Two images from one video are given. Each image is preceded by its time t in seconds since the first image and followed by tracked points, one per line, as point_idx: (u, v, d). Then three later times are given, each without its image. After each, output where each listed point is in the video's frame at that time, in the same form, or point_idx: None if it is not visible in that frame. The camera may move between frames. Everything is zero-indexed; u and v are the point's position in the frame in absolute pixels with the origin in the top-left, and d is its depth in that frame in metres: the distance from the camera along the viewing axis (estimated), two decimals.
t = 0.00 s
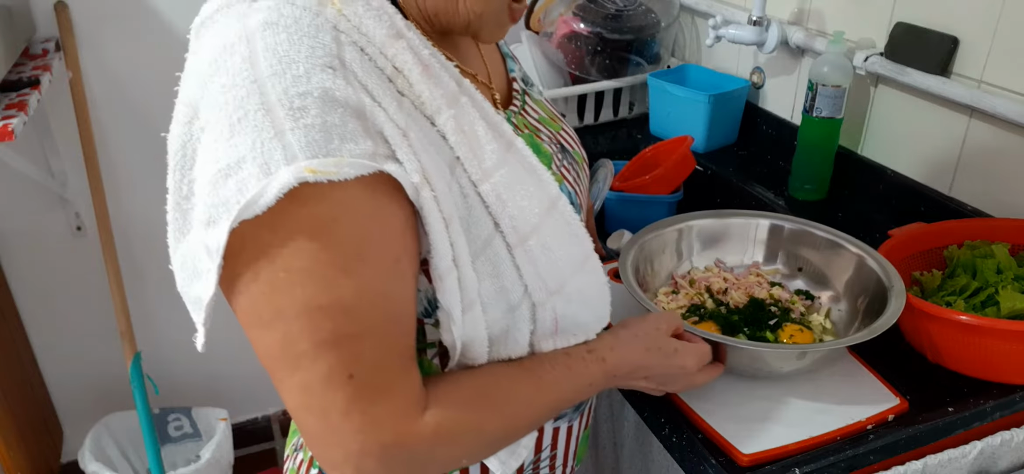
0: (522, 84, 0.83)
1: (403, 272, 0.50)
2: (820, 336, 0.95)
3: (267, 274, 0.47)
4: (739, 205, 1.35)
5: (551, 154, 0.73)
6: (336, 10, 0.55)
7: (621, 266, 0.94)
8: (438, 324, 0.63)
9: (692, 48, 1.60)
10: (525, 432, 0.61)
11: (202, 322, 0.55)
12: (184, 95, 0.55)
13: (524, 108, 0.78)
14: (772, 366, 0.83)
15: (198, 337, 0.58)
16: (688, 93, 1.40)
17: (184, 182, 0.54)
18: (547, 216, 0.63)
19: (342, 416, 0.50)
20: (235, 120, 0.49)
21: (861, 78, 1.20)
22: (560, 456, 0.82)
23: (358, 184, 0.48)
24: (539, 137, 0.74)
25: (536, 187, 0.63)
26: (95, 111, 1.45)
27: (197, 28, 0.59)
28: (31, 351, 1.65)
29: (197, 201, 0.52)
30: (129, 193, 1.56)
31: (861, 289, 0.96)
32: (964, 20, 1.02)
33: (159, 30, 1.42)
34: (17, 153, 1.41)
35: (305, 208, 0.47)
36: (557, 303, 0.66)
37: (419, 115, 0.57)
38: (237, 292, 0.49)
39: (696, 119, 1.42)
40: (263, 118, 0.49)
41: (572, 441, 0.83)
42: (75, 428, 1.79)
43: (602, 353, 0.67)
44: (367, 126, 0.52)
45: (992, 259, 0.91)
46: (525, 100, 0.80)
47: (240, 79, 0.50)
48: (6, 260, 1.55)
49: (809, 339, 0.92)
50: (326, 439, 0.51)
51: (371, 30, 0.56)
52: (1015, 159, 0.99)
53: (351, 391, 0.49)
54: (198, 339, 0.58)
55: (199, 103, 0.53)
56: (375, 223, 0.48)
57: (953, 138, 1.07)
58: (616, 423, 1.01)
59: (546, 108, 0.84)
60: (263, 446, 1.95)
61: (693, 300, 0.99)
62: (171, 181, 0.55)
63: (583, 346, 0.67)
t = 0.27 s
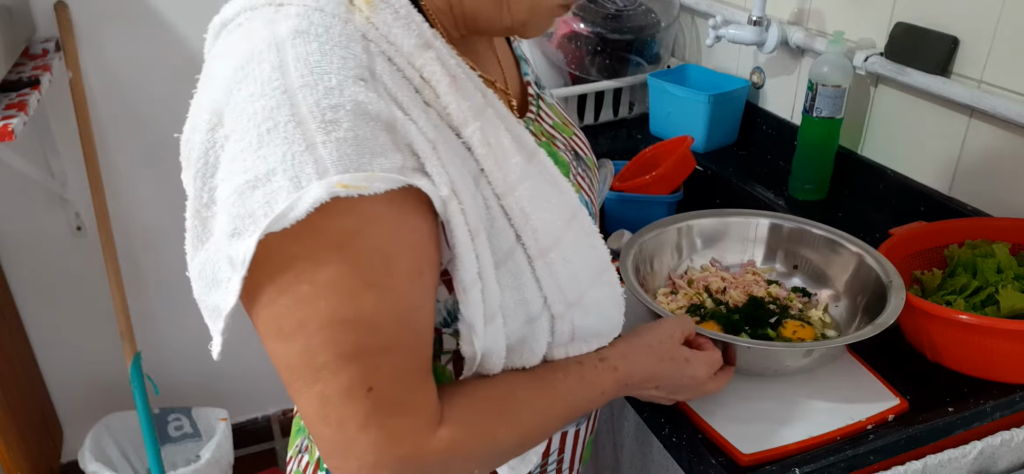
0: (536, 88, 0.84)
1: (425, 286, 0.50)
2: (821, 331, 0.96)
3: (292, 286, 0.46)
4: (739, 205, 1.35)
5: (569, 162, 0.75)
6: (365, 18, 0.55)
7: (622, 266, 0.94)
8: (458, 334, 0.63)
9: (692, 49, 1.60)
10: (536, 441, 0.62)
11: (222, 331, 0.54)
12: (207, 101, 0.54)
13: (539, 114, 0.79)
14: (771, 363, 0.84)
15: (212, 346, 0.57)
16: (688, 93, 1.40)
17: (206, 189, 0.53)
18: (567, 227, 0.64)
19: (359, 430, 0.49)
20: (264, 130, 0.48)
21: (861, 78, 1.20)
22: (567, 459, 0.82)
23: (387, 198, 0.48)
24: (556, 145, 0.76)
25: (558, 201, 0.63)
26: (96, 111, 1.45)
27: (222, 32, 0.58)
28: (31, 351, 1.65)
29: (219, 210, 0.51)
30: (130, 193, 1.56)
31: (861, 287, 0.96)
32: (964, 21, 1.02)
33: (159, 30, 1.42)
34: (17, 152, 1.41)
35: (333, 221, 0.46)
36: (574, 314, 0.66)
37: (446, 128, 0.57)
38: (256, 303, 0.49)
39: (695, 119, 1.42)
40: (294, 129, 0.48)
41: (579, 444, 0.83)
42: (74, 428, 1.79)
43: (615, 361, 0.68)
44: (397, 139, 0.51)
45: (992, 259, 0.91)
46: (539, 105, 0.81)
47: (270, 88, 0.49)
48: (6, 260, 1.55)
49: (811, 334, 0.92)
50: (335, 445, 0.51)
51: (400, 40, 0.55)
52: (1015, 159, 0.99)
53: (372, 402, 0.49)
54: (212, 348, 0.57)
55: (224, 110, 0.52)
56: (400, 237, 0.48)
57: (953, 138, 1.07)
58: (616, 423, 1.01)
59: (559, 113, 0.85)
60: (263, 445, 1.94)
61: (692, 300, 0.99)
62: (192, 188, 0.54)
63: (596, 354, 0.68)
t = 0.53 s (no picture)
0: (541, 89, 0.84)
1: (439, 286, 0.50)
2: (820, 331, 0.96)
3: (309, 282, 0.46)
4: (740, 205, 1.35)
5: (576, 165, 0.76)
6: (383, 18, 0.55)
7: (622, 265, 0.94)
8: (468, 334, 0.64)
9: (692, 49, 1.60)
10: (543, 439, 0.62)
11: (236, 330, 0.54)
12: (224, 96, 0.53)
13: (546, 116, 0.79)
14: (773, 363, 0.84)
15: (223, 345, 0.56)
16: (688, 93, 1.40)
17: (221, 186, 0.53)
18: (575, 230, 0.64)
19: (372, 431, 0.50)
20: (284, 126, 0.48)
21: (861, 78, 1.20)
22: (566, 459, 0.82)
23: (406, 196, 0.48)
24: (564, 148, 0.77)
25: (569, 202, 0.64)
26: (95, 111, 1.45)
27: (236, 27, 0.58)
28: (31, 351, 1.65)
29: (234, 206, 0.51)
30: (130, 193, 1.56)
31: (861, 287, 0.96)
32: (964, 21, 1.02)
33: (158, 29, 1.42)
34: (17, 153, 1.41)
35: (351, 219, 0.46)
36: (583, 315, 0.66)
37: (462, 127, 0.57)
38: (269, 303, 0.49)
39: (696, 119, 1.42)
40: (315, 126, 0.48)
41: (580, 444, 0.83)
42: (75, 428, 1.79)
43: (619, 361, 0.68)
44: (415, 137, 0.51)
45: (992, 259, 0.91)
46: (544, 106, 0.81)
47: (290, 84, 0.49)
48: (6, 260, 1.55)
49: (811, 335, 0.92)
50: (340, 446, 0.51)
51: (416, 40, 0.56)
52: (1015, 159, 0.99)
53: (386, 401, 0.49)
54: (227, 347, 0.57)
55: (242, 106, 0.51)
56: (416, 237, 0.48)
57: (953, 138, 1.07)
58: (616, 422, 1.01)
59: (563, 115, 0.85)
60: (263, 445, 1.95)
61: (692, 300, 0.99)
62: (207, 184, 0.54)
63: (600, 354, 0.68)
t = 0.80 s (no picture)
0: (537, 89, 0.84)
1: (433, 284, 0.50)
2: (820, 331, 0.96)
3: (302, 281, 0.46)
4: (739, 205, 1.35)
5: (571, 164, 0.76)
6: (376, 16, 0.55)
7: (621, 266, 0.94)
8: (462, 332, 0.64)
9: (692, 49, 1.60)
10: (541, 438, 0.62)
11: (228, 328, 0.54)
12: (217, 94, 0.53)
13: (542, 115, 0.79)
14: (769, 363, 0.84)
15: (216, 342, 0.57)
16: (688, 93, 1.40)
17: (214, 183, 0.53)
18: (570, 227, 0.64)
19: (363, 429, 0.49)
20: (276, 124, 0.48)
21: (861, 78, 1.20)
22: (564, 458, 0.82)
23: (399, 194, 0.48)
24: (559, 147, 0.77)
25: (564, 199, 0.64)
26: (96, 111, 1.45)
27: (230, 26, 0.58)
28: (31, 350, 1.65)
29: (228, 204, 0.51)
30: (129, 194, 1.56)
31: (861, 287, 0.96)
32: (964, 20, 1.02)
33: (159, 29, 1.42)
34: (17, 153, 1.41)
35: (344, 217, 0.46)
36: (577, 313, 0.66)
37: (455, 125, 0.57)
38: (262, 301, 0.49)
39: (696, 119, 1.42)
40: (308, 123, 0.48)
41: (576, 444, 0.83)
42: (75, 428, 1.79)
43: (615, 361, 0.68)
44: (408, 135, 0.51)
45: (992, 259, 0.91)
46: (540, 105, 0.81)
47: (283, 82, 0.49)
48: (6, 260, 1.55)
49: (810, 336, 0.92)
50: (339, 446, 0.51)
51: (410, 38, 0.56)
52: (1015, 159, 0.99)
53: (378, 401, 0.49)
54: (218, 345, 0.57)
55: (235, 104, 0.51)
56: (410, 235, 0.48)
57: (953, 138, 1.07)
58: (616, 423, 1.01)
59: (559, 115, 0.86)
60: (263, 445, 1.95)
61: (692, 300, 0.99)
62: (200, 182, 0.54)
63: (597, 354, 0.68)
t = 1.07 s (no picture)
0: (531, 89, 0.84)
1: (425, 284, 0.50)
2: (820, 332, 0.96)
3: (291, 280, 0.46)
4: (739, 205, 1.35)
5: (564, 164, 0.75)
6: (366, 16, 0.55)
7: (621, 266, 0.94)
8: (455, 333, 0.64)
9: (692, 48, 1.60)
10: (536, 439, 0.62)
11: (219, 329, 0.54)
12: (207, 95, 0.53)
13: (536, 116, 0.79)
14: (766, 363, 0.84)
15: (209, 343, 0.56)
16: (688, 93, 1.40)
17: (205, 184, 0.53)
18: (562, 227, 0.64)
19: (356, 428, 0.49)
20: (266, 124, 0.48)
21: (861, 78, 1.20)
22: (562, 459, 0.82)
23: (388, 194, 0.48)
24: (553, 147, 0.76)
25: (557, 199, 0.64)
26: (96, 111, 1.45)
27: (221, 27, 0.58)
28: (31, 350, 1.65)
29: (217, 204, 0.51)
30: (130, 194, 1.56)
31: (861, 287, 0.96)
32: (964, 20, 1.02)
33: (159, 29, 1.42)
34: (17, 153, 1.41)
35: (333, 217, 0.46)
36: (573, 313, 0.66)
37: (446, 125, 0.57)
38: (253, 301, 0.49)
39: (696, 119, 1.42)
40: (297, 123, 0.48)
41: (575, 444, 0.83)
42: (75, 428, 1.79)
43: (611, 363, 0.68)
44: (398, 134, 0.51)
45: (992, 259, 0.91)
46: (535, 106, 0.81)
47: (273, 82, 0.49)
48: (6, 260, 1.55)
49: (810, 336, 0.92)
50: (335, 446, 0.51)
51: (400, 37, 0.56)
52: (1015, 159, 0.99)
53: (369, 400, 0.49)
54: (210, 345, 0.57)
55: (225, 104, 0.51)
56: (400, 236, 0.48)
57: (953, 138, 1.07)
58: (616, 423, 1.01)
59: (553, 115, 0.85)
60: (263, 446, 1.96)
61: (692, 300, 0.99)
62: (190, 183, 0.54)
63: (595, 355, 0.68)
